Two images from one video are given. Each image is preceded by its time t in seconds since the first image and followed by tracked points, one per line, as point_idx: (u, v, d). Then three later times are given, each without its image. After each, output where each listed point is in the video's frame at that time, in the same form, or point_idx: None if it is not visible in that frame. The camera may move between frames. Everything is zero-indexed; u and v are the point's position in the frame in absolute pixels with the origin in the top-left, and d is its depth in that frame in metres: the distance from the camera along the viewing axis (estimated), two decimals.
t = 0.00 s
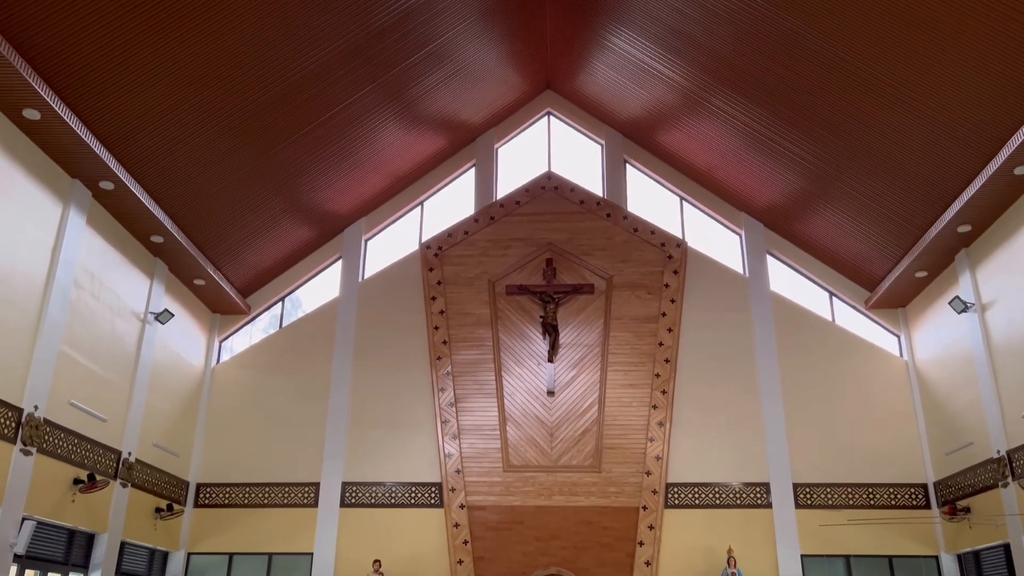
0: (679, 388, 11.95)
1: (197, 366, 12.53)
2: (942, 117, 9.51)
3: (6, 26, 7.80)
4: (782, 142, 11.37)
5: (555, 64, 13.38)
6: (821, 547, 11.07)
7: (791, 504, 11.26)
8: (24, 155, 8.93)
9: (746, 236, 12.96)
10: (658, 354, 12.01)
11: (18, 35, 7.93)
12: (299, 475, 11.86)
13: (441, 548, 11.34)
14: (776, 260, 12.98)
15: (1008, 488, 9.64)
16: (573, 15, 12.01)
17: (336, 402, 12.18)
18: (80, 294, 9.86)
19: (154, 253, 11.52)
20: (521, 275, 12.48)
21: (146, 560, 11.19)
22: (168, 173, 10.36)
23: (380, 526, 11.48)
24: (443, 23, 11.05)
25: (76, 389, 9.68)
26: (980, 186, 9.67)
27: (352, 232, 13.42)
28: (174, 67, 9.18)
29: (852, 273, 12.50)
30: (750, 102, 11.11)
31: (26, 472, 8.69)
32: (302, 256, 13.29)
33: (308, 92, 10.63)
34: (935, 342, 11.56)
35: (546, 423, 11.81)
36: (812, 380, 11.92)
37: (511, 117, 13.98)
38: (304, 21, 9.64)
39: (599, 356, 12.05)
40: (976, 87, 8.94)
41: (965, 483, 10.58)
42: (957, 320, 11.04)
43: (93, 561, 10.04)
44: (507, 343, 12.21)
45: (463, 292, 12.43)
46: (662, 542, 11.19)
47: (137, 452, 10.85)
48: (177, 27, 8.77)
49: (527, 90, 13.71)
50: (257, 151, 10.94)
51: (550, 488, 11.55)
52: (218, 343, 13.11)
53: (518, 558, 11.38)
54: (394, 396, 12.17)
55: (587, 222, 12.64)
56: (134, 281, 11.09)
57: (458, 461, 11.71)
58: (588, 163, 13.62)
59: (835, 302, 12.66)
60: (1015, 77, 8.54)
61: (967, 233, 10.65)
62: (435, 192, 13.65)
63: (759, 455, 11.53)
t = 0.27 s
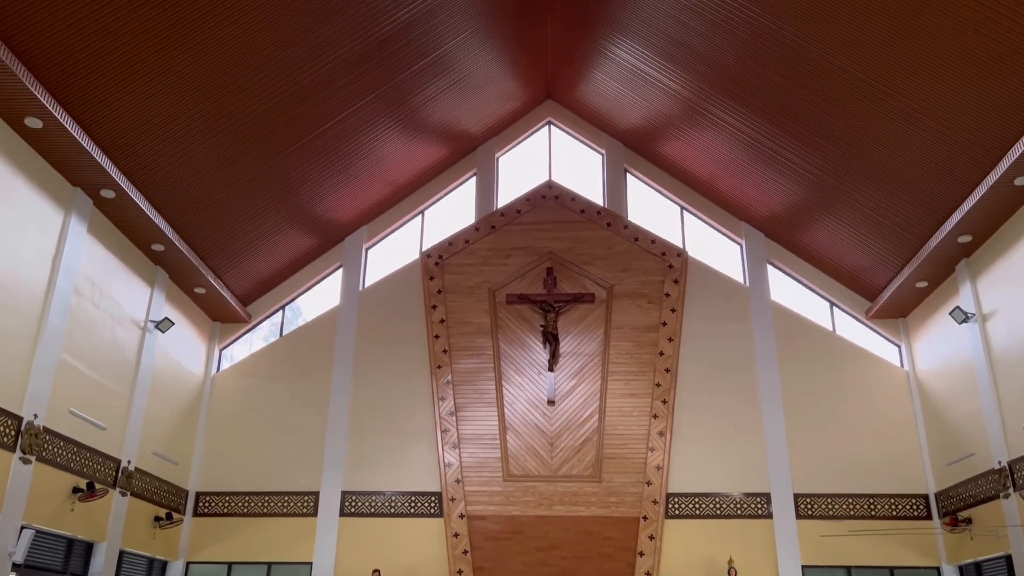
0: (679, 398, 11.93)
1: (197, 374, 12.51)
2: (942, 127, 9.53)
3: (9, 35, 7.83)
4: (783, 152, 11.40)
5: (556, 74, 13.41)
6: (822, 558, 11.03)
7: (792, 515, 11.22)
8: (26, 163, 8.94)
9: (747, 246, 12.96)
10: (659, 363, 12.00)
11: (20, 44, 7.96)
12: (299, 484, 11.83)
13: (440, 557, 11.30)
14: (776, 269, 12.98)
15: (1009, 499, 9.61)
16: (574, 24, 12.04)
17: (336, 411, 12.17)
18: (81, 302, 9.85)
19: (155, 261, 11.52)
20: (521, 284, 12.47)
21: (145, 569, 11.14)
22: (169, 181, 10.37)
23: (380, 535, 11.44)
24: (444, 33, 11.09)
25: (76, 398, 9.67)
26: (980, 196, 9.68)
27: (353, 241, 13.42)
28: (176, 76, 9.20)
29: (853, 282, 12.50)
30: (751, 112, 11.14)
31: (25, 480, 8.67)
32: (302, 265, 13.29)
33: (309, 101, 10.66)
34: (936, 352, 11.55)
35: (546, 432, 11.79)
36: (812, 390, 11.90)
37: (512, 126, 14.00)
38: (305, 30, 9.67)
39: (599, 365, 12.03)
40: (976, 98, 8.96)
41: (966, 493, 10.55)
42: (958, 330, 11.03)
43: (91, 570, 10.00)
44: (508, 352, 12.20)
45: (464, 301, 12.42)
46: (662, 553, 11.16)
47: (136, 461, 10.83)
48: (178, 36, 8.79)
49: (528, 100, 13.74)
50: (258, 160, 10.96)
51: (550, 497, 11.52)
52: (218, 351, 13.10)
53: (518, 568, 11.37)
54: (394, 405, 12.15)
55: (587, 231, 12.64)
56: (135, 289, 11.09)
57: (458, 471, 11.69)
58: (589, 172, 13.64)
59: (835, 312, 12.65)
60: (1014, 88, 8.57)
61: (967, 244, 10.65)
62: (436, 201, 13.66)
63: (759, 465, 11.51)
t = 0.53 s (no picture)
0: (679, 409, 11.90)
1: (196, 384, 12.49)
2: (942, 140, 9.55)
3: (12, 45, 7.87)
4: (783, 164, 11.42)
5: (557, 85, 13.45)
6: (823, 571, 10.98)
7: (793, 527, 11.18)
8: (28, 172, 8.95)
9: (747, 257, 12.96)
10: (659, 374, 11.99)
11: (24, 54, 8.00)
12: (298, 495, 11.79)
13: (440, 569, 11.26)
14: (776, 280, 12.97)
15: (1011, 511, 9.58)
16: (576, 36, 12.09)
17: (336, 421, 12.14)
18: (81, 311, 9.85)
19: (155, 270, 11.52)
20: (522, 294, 12.47)
21: None
22: (171, 191, 10.39)
23: (379, 546, 11.40)
24: (445, 44, 11.14)
25: (75, 407, 9.65)
26: (980, 209, 9.69)
27: (353, 250, 13.42)
28: (178, 86, 9.24)
29: (854, 294, 12.50)
30: (751, 124, 11.17)
31: (24, 490, 8.65)
32: (303, 275, 13.29)
33: (310, 112, 10.69)
34: (937, 364, 11.54)
35: (546, 443, 11.76)
36: (813, 402, 11.87)
37: (513, 136, 14.03)
38: (307, 41, 9.72)
39: (600, 376, 12.02)
40: (976, 111, 8.99)
41: (968, 506, 10.52)
42: (959, 342, 11.02)
43: None
44: (508, 363, 12.19)
45: (464, 311, 12.41)
46: (662, 565, 11.12)
47: (135, 470, 10.80)
48: (181, 46, 8.83)
49: (530, 111, 13.77)
50: (259, 170, 10.98)
51: (550, 509, 11.47)
52: (218, 360, 13.08)
53: None
54: (394, 415, 12.13)
55: (587, 242, 12.65)
56: (135, 299, 11.09)
57: (458, 482, 11.66)
58: (589, 183, 13.65)
59: (836, 323, 12.64)
60: (1015, 101, 8.60)
61: (968, 256, 10.65)
62: (437, 211, 13.68)
63: (760, 477, 11.47)
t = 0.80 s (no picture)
0: (680, 421, 11.87)
1: (196, 394, 12.47)
2: (941, 153, 9.57)
3: (14, 55, 7.90)
4: (783, 177, 11.44)
5: (558, 97, 13.49)
6: None
7: (793, 541, 11.12)
8: (29, 183, 8.97)
9: (747, 269, 12.96)
10: (659, 386, 11.97)
11: (26, 64, 8.04)
12: (297, 506, 11.75)
13: None
14: (777, 293, 12.96)
15: (1012, 526, 9.54)
16: (577, 49, 12.13)
17: (335, 432, 12.11)
18: (81, 322, 9.85)
19: (155, 281, 11.52)
20: (522, 306, 12.46)
21: None
22: (172, 201, 10.40)
23: (377, 559, 11.35)
24: (446, 57, 11.18)
25: (74, 417, 9.63)
26: (981, 222, 9.70)
27: (353, 261, 13.43)
28: (180, 97, 9.27)
29: (854, 307, 12.49)
30: (752, 137, 11.19)
31: (22, 501, 8.62)
32: (303, 285, 13.29)
33: (311, 123, 10.71)
34: (937, 377, 11.51)
35: (546, 455, 11.73)
36: (814, 415, 11.85)
37: (514, 148, 14.05)
38: (308, 53, 9.76)
39: (600, 388, 12.00)
40: (976, 124, 9.01)
41: (969, 520, 10.47)
42: (959, 355, 11.00)
43: None
44: (508, 374, 12.18)
45: (464, 323, 12.40)
46: None
47: (134, 481, 10.77)
48: (183, 57, 8.87)
49: (530, 123, 13.81)
50: (259, 182, 11.00)
51: (550, 521, 11.43)
52: (218, 371, 13.06)
53: None
54: (393, 427, 12.10)
55: (588, 254, 12.65)
56: (135, 309, 11.08)
57: (457, 494, 11.62)
58: (590, 194, 13.67)
59: (836, 336, 12.62)
60: (1016, 113, 8.60)
61: (968, 269, 10.65)
62: (438, 222, 13.68)
63: (760, 490, 11.43)
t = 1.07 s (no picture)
0: (680, 436, 11.85)
1: (195, 406, 12.44)
2: (941, 167, 9.60)
3: (18, 68, 7.95)
4: (784, 191, 11.46)
5: (559, 111, 13.53)
6: None
7: (794, 555, 11.05)
8: (31, 194, 8.98)
9: (748, 283, 12.96)
10: (659, 400, 11.95)
11: (29, 76, 8.07)
12: (296, 519, 11.70)
13: None
14: (778, 307, 12.96)
15: (1014, 542, 9.50)
16: (578, 63, 12.18)
17: (334, 445, 12.08)
18: (81, 333, 9.84)
19: (156, 292, 11.52)
20: (522, 318, 12.45)
21: None
22: (173, 213, 10.41)
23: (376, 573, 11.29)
24: (448, 70, 11.23)
25: (73, 429, 9.61)
26: (981, 237, 9.71)
27: (354, 274, 13.43)
28: (182, 109, 9.29)
29: (855, 321, 12.48)
30: (752, 152, 11.22)
31: (20, 513, 8.59)
32: (303, 298, 13.28)
33: (313, 136, 10.75)
34: (939, 392, 11.49)
35: (546, 469, 11.69)
36: (814, 429, 11.82)
37: (515, 161, 14.08)
38: (310, 67, 9.81)
39: (600, 401, 11.97)
40: (975, 139, 9.05)
41: (971, 536, 10.43)
42: (961, 370, 10.98)
43: None
44: (508, 387, 12.15)
45: (464, 335, 12.39)
46: None
47: (132, 494, 10.73)
48: (186, 69, 8.90)
49: (531, 136, 13.84)
50: (261, 194, 11.02)
51: (550, 536, 11.38)
52: (218, 383, 13.03)
53: None
54: (393, 440, 12.07)
55: (588, 267, 12.64)
56: (135, 321, 11.07)
57: (457, 507, 11.57)
58: (590, 208, 13.68)
59: (837, 350, 12.61)
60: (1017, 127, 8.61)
61: (969, 283, 10.65)
62: (438, 235, 13.70)
63: (761, 504, 11.39)
